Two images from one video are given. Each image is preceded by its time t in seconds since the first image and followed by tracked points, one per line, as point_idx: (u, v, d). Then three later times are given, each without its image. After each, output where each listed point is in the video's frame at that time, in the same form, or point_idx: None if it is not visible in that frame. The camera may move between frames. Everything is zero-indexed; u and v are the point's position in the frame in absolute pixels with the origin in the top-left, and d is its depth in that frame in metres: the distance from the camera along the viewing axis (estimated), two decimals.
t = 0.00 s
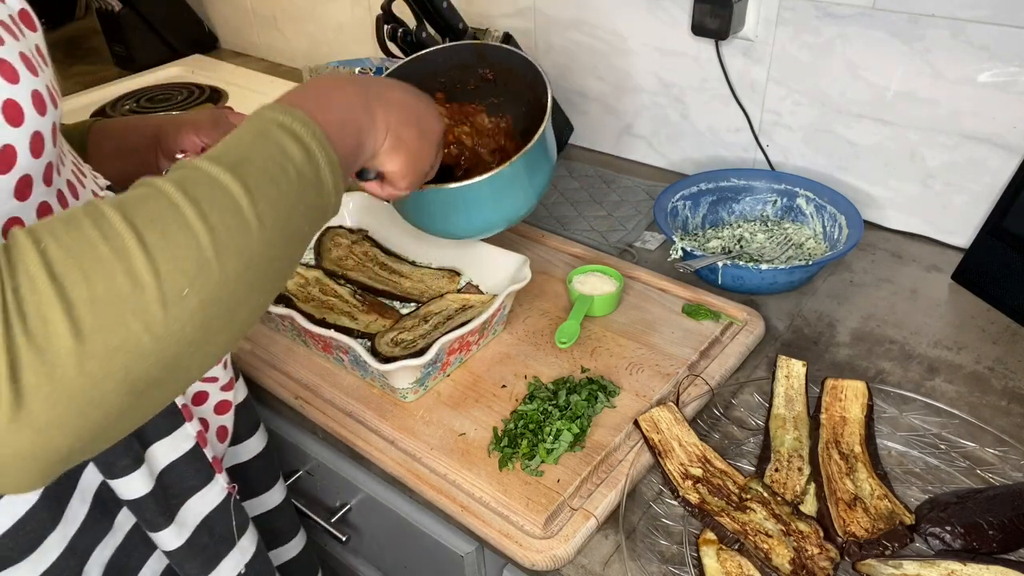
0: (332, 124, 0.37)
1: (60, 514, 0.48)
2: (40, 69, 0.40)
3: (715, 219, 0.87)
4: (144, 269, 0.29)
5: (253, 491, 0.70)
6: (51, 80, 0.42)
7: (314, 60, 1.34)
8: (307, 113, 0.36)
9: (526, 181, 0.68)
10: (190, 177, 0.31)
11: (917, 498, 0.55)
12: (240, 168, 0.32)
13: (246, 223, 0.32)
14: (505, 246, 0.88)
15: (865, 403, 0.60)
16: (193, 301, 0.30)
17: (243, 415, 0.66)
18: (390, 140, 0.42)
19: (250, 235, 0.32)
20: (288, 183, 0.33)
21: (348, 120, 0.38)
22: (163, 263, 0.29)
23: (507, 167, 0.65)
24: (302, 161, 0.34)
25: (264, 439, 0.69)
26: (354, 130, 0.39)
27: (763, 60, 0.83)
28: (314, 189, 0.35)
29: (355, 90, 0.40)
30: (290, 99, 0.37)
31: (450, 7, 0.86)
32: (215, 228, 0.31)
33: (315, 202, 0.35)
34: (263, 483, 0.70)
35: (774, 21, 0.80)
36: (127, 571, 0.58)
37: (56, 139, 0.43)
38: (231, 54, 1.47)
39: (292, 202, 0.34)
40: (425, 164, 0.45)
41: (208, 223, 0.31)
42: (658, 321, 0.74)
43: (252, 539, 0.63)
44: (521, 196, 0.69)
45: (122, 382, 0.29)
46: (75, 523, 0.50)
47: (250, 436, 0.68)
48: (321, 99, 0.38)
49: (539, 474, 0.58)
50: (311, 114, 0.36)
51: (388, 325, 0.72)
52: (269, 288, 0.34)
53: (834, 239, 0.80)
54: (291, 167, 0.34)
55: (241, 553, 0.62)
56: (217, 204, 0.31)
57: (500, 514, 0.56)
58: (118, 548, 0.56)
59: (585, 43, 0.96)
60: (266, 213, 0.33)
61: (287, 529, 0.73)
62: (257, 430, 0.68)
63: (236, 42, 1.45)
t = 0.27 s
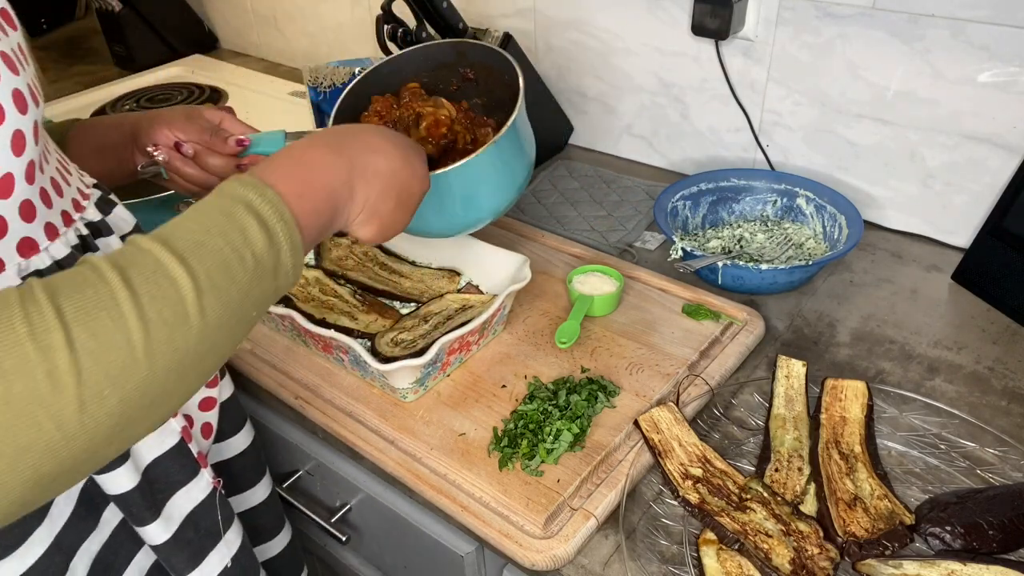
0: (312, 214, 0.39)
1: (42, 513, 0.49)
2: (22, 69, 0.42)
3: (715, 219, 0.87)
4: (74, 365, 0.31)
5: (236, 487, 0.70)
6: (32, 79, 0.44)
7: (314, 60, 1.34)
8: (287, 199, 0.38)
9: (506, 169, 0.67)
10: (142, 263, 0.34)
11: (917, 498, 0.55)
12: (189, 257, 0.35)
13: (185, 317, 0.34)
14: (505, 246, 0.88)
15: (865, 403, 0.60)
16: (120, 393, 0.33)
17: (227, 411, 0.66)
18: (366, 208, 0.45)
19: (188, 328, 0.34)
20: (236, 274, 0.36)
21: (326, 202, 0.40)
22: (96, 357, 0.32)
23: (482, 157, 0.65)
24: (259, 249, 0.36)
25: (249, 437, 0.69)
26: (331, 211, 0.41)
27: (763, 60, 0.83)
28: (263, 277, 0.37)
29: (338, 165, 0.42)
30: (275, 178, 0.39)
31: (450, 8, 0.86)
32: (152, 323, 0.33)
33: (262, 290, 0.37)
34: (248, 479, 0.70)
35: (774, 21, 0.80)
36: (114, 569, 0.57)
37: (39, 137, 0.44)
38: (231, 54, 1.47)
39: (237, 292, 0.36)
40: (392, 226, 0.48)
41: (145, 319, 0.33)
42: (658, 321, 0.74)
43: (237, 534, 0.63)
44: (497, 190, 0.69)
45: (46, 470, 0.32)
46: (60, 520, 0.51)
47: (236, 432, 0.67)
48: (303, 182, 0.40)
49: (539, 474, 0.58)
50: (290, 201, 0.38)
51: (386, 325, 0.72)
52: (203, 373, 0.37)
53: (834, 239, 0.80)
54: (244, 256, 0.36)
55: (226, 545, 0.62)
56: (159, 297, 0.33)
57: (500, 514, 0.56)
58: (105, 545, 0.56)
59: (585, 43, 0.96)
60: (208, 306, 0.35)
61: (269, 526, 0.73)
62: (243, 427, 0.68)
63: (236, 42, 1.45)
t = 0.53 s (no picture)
0: (254, 195, 0.38)
1: (30, 515, 0.49)
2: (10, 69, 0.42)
3: (715, 219, 0.87)
4: (22, 385, 0.31)
5: (236, 486, 0.70)
6: (18, 80, 0.43)
7: (314, 60, 1.34)
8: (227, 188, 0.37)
9: (490, 171, 0.68)
10: (84, 272, 0.33)
11: (917, 498, 0.55)
12: (133, 262, 0.34)
13: (134, 325, 0.33)
14: (505, 246, 0.88)
15: (865, 403, 0.60)
16: (72, 409, 0.32)
17: (222, 410, 0.66)
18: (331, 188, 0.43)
19: (137, 337, 0.34)
20: (185, 276, 0.35)
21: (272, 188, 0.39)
22: (43, 375, 0.31)
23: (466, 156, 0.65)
24: (208, 248, 0.35)
25: (247, 435, 0.69)
26: (280, 196, 0.39)
27: (763, 60, 0.83)
28: (217, 276, 0.36)
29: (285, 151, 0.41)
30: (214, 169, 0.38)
31: (450, 8, 0.86)
32: (99, 335, 0.33)
33: (217, 291, 0.36)
34: (248, 478, 0.70)
35: (774, 21, 0.80)
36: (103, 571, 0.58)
37: (25, 137, 0.44)
38: (231, 54, 1.47)
39: (188, 295, 0.35)
40: (371, 208, 0.46)
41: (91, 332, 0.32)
42: (658, 321, 0.74)
43: (231, 534, 0.63)
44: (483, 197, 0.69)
45: (3, 493, 0.32)
46: (49, 523, 0.50)
47: (232, 431, 0.67)
48: (245, 171, 0.38)
49: (539, 474, 0.58)
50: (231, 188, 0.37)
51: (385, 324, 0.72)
52: (162, 379, 0.36)
53: (834, 239, 0.80)
54: (193, 257, 0.35)
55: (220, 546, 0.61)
56: (105, 307, 0.33)
57: (500, 514, 0.56)
58: (93, 548, 0.56)
59: (585, 43, 0.96)
60: (157, 311, 0.34)
61: (272, 524, 0.73)
62: (240, 426, 0.68)
63: (236, 42, 1.45)
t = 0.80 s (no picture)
0: (245, 195, 0.39)
1: (22, 517, 0.49)
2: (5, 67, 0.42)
3: (715, 219, 0.87)
4: (7, 386, 0.31)
5: (231, 489, 0.70)
6: (11, 82, 0.43)
7: (314, 60, 1.34)
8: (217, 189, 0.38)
9: (484, 185, 0.69)
10: (71, 273, 0.33)
11: (917, 498, 0.55)
12: (121, 263, 0.34)
13: (121, 326, 0.34)
14: (505, 246, 0.88)
15: (865, 403, 0.60)
16: (59, 410, 0.33)
17: (217, 414, 0.66)
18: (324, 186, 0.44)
19: (124, 338, 0.34)
20: (173, 276, 0.35)
21: (261, 189, 0.40)
22: (29, 377, 0.32)
23: (461, 170, 0.66)
24: (197, 248, 0.36)
25: (243, 439, 0.69)
26: (270, 198, 0.40)
27: (763, 60, 0.83)
28: (205, 277, 0.37)
29: (277, 153, 0.42)
30: (205, 170, 0.38)
31: (450, 8, 0.86)
32: (85, 336, 0.33)
33: (205, 292, 0.37)
34: (246, 479, 0.70)
35: (774, 21, 0.80)
36: (96, 575, 0.57)
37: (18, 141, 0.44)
38: (231, 55, 1.47)
39: (176, 295, 0.36)
40: (364, 207, 0.47)
41: (77, 333, 0.33)
42: (658, 321, 0.74)
43: (223, 540, 0.63)
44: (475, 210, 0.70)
45: None
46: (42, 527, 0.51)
47: (228, 435, 0.67)
48: (236, 173, 0.39)
49: (539, 474, 0.58)
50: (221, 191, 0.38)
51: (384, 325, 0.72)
52: (150, 382, 0.36)
53: (834, 239, 0.80)
54: (181, 258, 0.36)
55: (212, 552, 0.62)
56: (92, 309, 0.33)
57: (500, 514, 0.56)
58: (87, 552, 0.56)
59: (585, 43, 0.96)
60: (145, 311, 0.35)
61: (268, 526, 0.73)
62: (236, 429, 0.68)
63: (236, 42, 1.45)
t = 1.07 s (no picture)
0: (237, 233, 0.38)
1: (24, 520, 0.49)
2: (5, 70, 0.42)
3: (715, 219, 0.87)
4: None
5: (232, 491, 0.70)
6: (12, 85, 0.43)
7: (314, 60, 1.34)
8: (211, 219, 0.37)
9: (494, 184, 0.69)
10: (39, 312, 0.32)
11: (917, 498, 0.55)
12: (93, 304, 0.33)
13: (90, 370, 0.33)
14: (505, 246, 0.88)
15: (865, 403, 0.60)
16: (23, 457, 0.32)
17: (217, 416, 0.66)
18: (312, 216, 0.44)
19: (94, 382, 0.34)
20: (149, 316, 0.35)
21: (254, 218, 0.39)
22: None
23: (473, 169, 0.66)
24: (175, 287, 0.35)
25: (243, 440, 0.69)
26: (261, 228, 0.40)
27: (763, 60, 0.83)
28: (183, 314, 0.36)
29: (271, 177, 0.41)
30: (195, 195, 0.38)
31: (450, 8, 0.86)
32: (51, 380, 0.32)
33: (180, 329, 0.36)
34: (246, 479, 0.70)
35: (774, 21, 0.80)
36: None
37: (18, 145, 0.44)
38: (231, 55, 1.47)
39: (150, 337, 0.35)
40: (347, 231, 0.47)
41: (42, 377, 0.32)
42: (658, 321, 0.74)
43: (221, 545, 0.63)
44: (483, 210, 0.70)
45: None
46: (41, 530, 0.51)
47: (227, 437, 0.67)
48: (229, 200, 0.39)
49: (539, 474, 0.58)
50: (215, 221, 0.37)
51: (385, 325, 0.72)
52: (118, 420, 0.36)
53: (834, 239, 0.80)
54: (158, 296, 0.35)
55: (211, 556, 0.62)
56: (61, 351, 0.32)
57: (500, 514, 0.56)
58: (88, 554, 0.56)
59: (585, 43, 0.96)
60: (115, 353, 0.34)
61: (269, 527, 0.73)
62: (236, 431, 0.68)
63: (236, 42, 1.45)
